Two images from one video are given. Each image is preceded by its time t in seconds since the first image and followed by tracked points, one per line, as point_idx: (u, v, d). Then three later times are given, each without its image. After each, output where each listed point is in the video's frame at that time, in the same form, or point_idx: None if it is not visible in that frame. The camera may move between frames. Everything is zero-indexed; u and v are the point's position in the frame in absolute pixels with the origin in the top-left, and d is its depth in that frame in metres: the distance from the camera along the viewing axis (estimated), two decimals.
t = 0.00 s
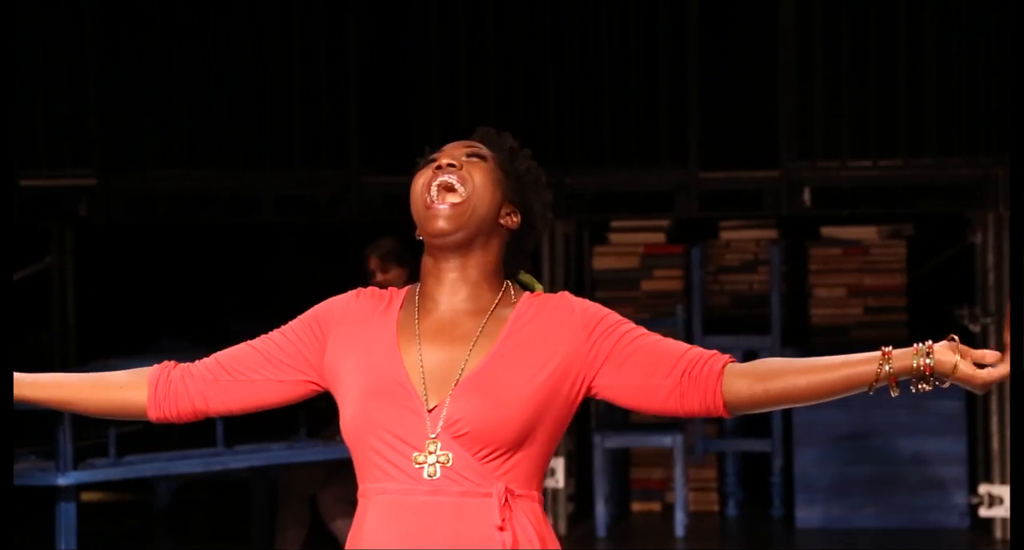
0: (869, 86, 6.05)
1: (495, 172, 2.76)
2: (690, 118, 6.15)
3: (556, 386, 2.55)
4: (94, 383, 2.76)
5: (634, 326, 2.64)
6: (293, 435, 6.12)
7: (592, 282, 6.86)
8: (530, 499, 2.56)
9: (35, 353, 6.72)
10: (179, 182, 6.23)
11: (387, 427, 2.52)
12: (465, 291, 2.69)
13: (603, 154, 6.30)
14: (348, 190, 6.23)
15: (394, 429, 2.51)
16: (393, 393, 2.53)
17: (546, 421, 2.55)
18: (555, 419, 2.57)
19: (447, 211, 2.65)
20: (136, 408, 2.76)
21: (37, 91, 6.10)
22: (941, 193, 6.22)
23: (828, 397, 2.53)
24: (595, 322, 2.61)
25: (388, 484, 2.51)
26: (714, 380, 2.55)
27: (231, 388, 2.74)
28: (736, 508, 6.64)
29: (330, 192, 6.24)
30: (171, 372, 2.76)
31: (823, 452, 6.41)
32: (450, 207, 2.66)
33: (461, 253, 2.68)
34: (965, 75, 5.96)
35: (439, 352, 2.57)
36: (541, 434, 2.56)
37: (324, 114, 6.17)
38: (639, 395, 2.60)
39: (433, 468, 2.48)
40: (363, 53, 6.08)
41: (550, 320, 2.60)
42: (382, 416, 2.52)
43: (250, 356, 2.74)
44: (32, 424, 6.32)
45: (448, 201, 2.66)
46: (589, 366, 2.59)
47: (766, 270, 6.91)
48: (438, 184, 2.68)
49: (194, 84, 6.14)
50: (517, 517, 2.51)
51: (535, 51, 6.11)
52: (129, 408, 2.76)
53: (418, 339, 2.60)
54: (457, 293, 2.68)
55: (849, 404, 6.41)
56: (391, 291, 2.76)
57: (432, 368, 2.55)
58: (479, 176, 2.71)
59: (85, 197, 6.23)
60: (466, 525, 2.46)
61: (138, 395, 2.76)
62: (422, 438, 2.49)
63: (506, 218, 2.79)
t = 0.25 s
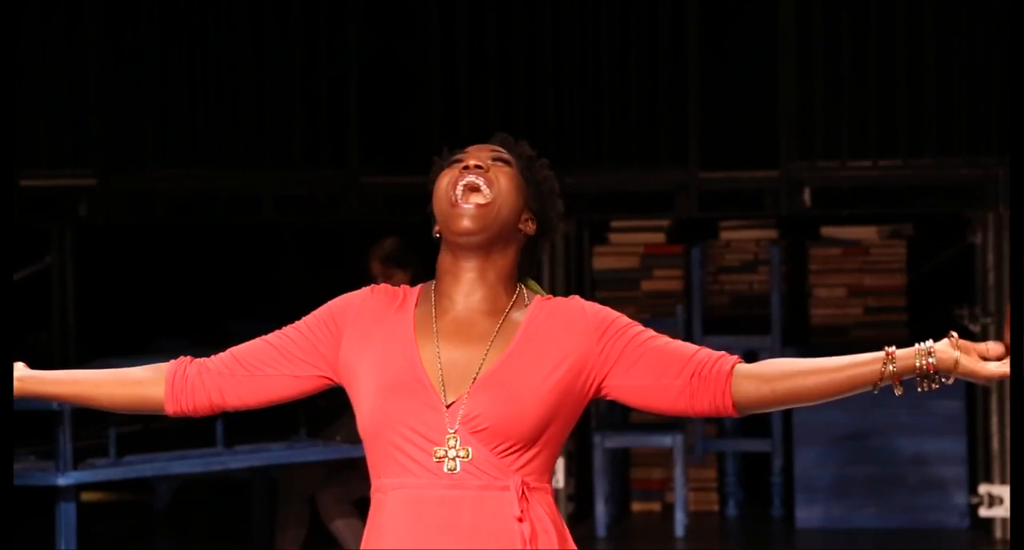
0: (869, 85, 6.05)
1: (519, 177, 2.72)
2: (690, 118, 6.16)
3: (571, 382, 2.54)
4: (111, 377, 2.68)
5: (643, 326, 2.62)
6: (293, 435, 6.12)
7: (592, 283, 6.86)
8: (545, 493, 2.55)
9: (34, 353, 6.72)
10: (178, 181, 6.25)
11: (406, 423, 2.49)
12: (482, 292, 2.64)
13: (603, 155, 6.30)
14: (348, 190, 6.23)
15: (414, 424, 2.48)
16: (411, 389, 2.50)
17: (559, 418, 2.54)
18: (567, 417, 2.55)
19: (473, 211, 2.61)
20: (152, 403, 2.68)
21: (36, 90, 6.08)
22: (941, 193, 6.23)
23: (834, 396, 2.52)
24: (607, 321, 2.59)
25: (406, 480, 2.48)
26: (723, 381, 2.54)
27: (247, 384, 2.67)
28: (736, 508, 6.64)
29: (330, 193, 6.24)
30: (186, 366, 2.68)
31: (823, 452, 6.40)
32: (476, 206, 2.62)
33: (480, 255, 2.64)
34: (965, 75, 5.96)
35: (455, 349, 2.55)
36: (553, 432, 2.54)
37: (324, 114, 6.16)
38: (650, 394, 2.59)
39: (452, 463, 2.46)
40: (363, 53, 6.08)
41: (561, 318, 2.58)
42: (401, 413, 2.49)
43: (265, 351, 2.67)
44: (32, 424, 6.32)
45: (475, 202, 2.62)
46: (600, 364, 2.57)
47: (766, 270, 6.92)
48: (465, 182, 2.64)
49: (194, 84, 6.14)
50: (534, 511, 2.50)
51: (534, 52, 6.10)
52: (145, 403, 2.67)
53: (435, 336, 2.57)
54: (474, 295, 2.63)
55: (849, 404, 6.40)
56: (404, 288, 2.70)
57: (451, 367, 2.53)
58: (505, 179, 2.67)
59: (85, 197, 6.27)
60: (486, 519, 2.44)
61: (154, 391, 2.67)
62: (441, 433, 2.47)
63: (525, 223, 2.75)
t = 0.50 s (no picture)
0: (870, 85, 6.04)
1: (530, 174, 2.60)
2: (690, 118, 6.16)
3: (589, 381, 2.41)
4: (146, 383, 2.58)
5: (661, 324, 2.50)
6: (293, 435, 6.13)
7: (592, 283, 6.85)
8: (563, 496, 2.42)
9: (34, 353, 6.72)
10: (178, 181, 6.25)
11: (424, 421, 2.38)
12: (497, 292, 2.51)
13: (603, 155, 6.27)
14: (349, 190, 6.23)
15: (432, 423, 2.38)
16: (430, 389, 2.39)
17: (577, 419, 2.41)
18: (584, 417, 2.42)
19: (483, 214, 2.48)
20: (188, 407, 2.58)
21: (36, 91, 6.08)
22: (942, 193, 6.23)
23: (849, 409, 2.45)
24: (624, 317, 2.47)
25: (421, 480, 2.38)
26: (741, 385, 2.44)
27: (277, 389, 2.57)
28: (736, 508, 6.64)
29: (330, 193, 6.25)
30: (218, 370, 2.58)
31: (823, 453, 6.39)
32: (486, 209, 2.49)
33: (493, 255, 2.51)
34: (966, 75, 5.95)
35: (475, 349, 2.43)
36: (569, 434, 2.42)
37: (325, 114, 6.16)
38: (668, 395, 2.47)
39: (467, 464, 2.34)
40: (363, 54, 6.09)
41: (576, 315, 2.45)
42: (419, 412, 2.38)
43: (293, 355, 2.56)
44: (32, 425, 6.32)
45: (485, 204, 2.50)
46: (617, 363, 2.45)
47: (766, 270, 6.90)
48: (474, 184, 2.52)
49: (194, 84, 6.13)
50: (551, 514, 2.38)
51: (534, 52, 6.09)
52: (180, 409, 2.58)
53: (453, 337, 2.45)
54: (490, 296, 2.50)
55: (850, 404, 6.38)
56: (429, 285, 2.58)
57: (467, 369, 2.41)
58: (515, 180, 2.55)
59: (85, 198, 6.28)
60: (499, 522, 2.33)
61: (188, 395, 2.57)
62: (457, 433, 2.36)
63: (540, 221, 2.61)
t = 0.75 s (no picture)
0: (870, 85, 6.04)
1: (552, 149, 2.52)
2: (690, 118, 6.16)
3: (609, 353, 2.35)
4: (205, 364, 2.56)
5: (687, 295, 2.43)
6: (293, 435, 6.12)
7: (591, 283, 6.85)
8: (582, 470, 2.35)
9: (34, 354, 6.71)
10: (178, 182, 6.23)
11: (447, 394, 2.36)
12: (524, 275, 2.46)
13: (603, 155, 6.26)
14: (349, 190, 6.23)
15: (453, 397, 2.36)
16: (458, 364, 2.37)
17: (598, 393, 2.35)
18: (605, 392, 2.35)
19: (499, 201, 2.44)
20: (245, 389, 2.56)
21: (36, 91, 6.08)
22: (942, 193, 6.23)
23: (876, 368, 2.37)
24: (647, 288, 2.40)
25: (442, 452, 2.36)
26: (762, 354, 2.36)
27: (328, 371, 2.54)
28: (736, 508, 6.63)
29: (330, 193, 6.26)
30: (271, 352, 2.55)
31: (823, 453, 6.40)
32: (502, 196, 2.44)
33: (515, 239, 2.46)
34: (966, 75, 5.95)
35: (501, 326, 2.40)
36: (590, 408, 2.35)
37: (325, 113, 6.16)
38: (692, 367, 2.38)
39: (483, 436, 2.31)
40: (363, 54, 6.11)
41: (598, 287, 2.40)
42: (442, 386, 2.37)
43: (344, 338, 2.53)
44: (32, 425, 6.31)
45: (500, 189, 2.44)
46: (639, 334, 2.39)
47: (766, 270, 6.87)
48: (490, 171, 2.46)
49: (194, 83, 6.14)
50: (569, 491, 2.31)
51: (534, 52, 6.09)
52: (238, 391, 2.56)
53: (482, 316, 2.43)
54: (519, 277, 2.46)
55: (850, 403, 6.40)
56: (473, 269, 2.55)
57: (488, 347, 2.38)
58: (532, 160, 2.48)
59: (85, 198, 6.27)
60: (510, 494, 2.29)
61: (246, 378, 2.55)
62: (475, 406, 2.33)
63: (568, 194, 2.53)
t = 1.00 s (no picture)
0: (869, 84, 6.04)
1: (580, 152, 2.67)
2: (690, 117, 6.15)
3: (638, 351, 2.49)
4: (264, 366, 2.80)
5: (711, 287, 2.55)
6: (292, 435, 6.11)
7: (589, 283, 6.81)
8: (620, 464, 2.50)
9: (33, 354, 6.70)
10: (177, 181, 6.21)
11: (492, 397, 2.53)
12: (556, 273, 2.61)
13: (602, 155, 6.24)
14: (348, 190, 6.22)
15: (497, 399, 2.53)
16: (500, 368, 2.54)
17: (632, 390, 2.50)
18: (638, 389, 2.50)
19: (527, 205, 2.61)
20: (300, 390, 2.80)
21: (36, 90, 6.07)
22: (941, 194, 6.21)
23: (882, 347, 2.41)
24: (672, 287, 2.53)
25: (489, 452, 2.53)
26: (775, 345, 2.44)
27: (381, 374, 2.76)
28: (736, 508, 6.61)
29: (330, 193, 6.24)
30: (326, 357, 2.79)
31: (823, 453, 6.40)
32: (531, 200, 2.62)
33: (546, 240, 2.62)
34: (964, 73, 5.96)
35: (538, 326, 2.56)
36: (624, 404, 2.49)
37: (324, 113, 6.16)
38: (717, 355, 2.49)
39: (524, 438, 2.48)
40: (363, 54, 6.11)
41: (627, 289, 2.54)
42: (485, 388, 2.54)
43: (393, 343, 2.75)
44: (30, 426, 6.30)
45: (528, 194, 2.62)
46: (665, 332, 2.52)
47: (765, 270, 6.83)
48: (519, 180, 2.64)
49: (194, 84, 6.14)
50: (611, 484, 2.48)
51: (534, 52, 6.10)
52: (293, 392, 2.80)
53: (520, 317, 2.59)
54: (553, 274, 2.61)
55: (849, 403, 6.41)
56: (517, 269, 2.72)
57: (526, 347, 2.54)
58: (559, 162, 2.64)
59: (84, 197, 6.24)
60: (554, 491, 2.46)
61: (301, 379, 2.79)
62: (516, 408, 2.50)
63: (598, 195, 2.67)
